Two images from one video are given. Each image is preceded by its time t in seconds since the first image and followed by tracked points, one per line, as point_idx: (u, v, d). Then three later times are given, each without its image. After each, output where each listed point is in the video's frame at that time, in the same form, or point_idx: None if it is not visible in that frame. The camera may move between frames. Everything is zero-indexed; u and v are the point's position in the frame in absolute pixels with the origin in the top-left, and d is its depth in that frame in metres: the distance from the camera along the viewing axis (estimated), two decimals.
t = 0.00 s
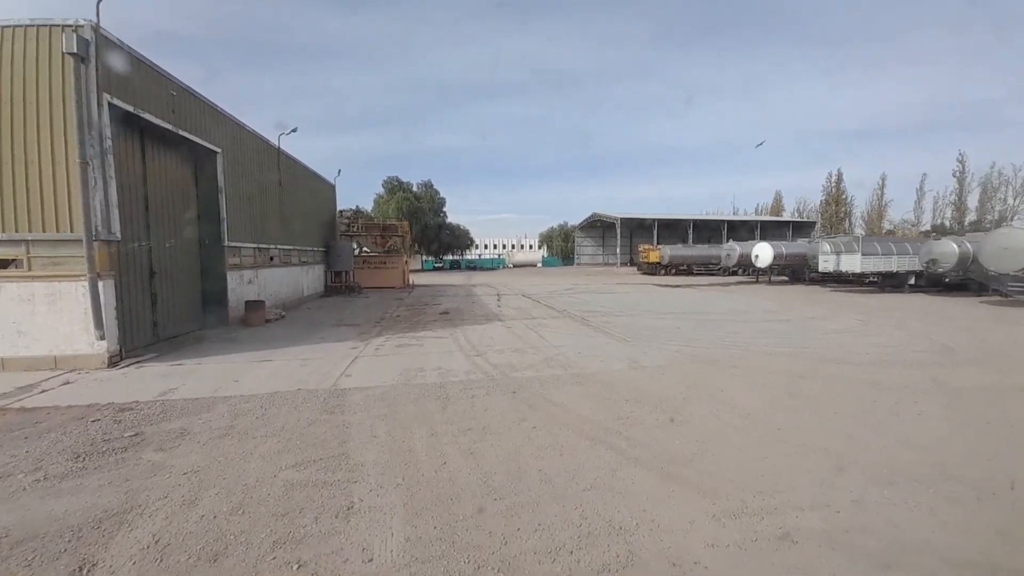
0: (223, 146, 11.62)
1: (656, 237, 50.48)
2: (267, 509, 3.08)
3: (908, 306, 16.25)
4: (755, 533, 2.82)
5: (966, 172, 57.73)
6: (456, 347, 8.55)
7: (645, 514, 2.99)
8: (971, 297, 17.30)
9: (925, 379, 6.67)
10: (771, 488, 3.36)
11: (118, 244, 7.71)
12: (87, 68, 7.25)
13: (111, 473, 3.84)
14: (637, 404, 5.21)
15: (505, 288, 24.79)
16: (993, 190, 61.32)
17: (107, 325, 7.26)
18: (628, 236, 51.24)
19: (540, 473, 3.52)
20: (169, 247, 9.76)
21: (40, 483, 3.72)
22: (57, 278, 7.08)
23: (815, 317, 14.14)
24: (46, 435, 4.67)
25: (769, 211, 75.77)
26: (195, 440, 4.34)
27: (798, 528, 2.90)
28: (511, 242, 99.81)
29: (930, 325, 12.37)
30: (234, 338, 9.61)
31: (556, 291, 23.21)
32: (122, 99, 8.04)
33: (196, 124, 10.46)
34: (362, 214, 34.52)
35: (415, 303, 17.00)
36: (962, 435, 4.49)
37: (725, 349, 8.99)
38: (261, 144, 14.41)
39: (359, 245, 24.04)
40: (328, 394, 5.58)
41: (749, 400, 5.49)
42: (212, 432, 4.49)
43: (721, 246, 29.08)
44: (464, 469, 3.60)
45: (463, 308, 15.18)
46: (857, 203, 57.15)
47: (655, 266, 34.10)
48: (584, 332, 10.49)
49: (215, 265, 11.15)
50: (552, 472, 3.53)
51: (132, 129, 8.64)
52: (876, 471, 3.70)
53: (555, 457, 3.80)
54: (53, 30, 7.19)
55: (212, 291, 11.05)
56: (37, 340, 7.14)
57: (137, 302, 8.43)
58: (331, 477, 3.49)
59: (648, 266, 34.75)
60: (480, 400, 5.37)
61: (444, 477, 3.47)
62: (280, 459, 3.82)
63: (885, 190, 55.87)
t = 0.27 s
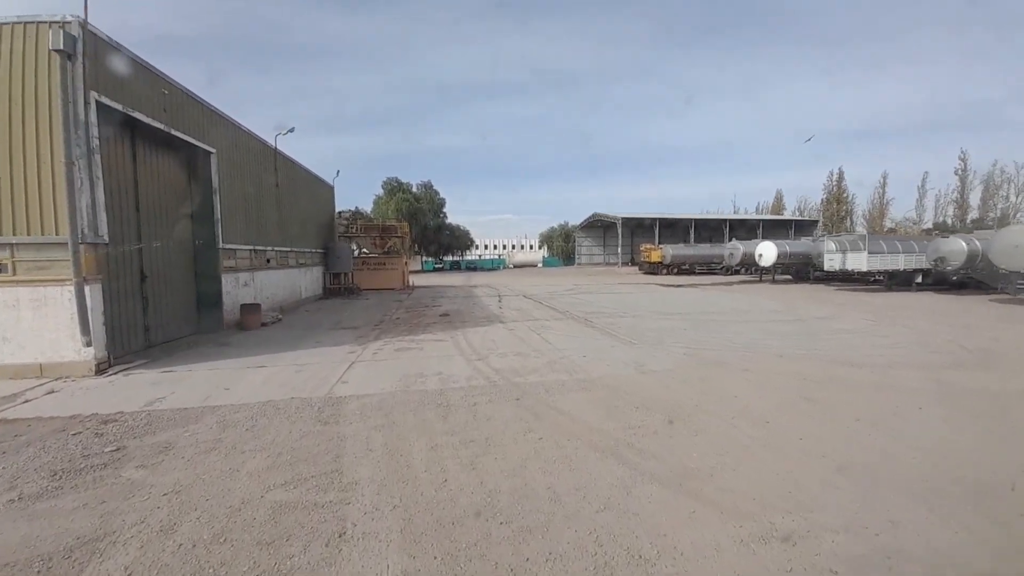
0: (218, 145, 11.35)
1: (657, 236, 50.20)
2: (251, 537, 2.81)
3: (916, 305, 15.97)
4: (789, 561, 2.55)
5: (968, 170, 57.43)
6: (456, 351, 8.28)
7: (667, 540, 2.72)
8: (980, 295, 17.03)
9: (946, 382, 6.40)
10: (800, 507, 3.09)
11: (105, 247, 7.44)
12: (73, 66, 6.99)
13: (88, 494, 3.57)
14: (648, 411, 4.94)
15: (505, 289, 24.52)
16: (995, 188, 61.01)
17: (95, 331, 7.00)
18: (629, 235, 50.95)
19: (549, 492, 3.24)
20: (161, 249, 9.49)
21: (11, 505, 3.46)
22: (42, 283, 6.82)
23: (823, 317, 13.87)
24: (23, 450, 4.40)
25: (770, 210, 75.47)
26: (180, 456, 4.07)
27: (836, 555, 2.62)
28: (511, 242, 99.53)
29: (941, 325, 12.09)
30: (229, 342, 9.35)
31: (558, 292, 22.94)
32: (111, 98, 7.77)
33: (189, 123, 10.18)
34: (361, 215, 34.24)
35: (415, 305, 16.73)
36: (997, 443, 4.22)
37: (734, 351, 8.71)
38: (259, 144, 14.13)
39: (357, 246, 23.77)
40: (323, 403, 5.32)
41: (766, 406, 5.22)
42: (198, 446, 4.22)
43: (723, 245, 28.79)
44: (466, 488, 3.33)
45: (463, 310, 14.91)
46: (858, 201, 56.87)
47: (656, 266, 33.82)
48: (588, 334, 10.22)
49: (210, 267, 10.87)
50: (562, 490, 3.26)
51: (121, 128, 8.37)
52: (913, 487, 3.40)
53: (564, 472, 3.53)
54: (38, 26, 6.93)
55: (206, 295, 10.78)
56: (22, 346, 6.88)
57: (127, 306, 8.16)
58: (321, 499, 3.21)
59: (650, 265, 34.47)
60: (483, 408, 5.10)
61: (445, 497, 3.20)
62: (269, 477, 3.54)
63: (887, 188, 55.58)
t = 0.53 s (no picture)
0: (214, 143, 11.09)
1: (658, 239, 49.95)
2: (229, 566, 2.54)
3: (925, 309, 15.72)
4: None
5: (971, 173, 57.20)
6: (457, 355, 8.02)
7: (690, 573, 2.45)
8: (989, 300, 16.76)
9: (968, 391, 6.14)
10: (833, 534, 2.83)
11: (93, 246, 7.18)
12: (62, 58, 6.74)
13: (60, 511, 3.30)
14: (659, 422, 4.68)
15: (506, 291, 24.26)
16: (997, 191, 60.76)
17: (82, 333, 6.74)
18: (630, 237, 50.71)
19: (558, 515, 2.98)
20: (154, 249, 9.23)
21: None
22: (28, 283, 6.57)
23: (830, 321, 13.61)
24: None
25: (772, 213, 75.21)
26: (161, 470, 3.79)
27: None
28: (512, 244, 99.28)
29: (952, 330, 11.83)
30: (223, 345, 9.10)
31: (559, 294, 22.68)
32: (102, 92, 7.52)
33: (185, 119, 9.93)
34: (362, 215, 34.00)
35: (415, 307, 16.48)
36: None
37: (743, 357, 8.45)
38: (257, 142, 13.86)
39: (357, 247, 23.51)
40: (317, 411, 5.05)
41: (783, 417, 4.95)
42: (181, 459, 3.95)
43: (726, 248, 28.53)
44: (468, 509, 3.06)
45: (464, 312, 14.65)
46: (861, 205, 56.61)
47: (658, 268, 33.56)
48: (592, 339, 9.96)
49: (204, 267, 10.60)
50: (572, 513, 2.99)
51: (113, 124, 8.12)
52: (953, 509, 3.14)
53: (574, 491, 3.27)
54: (27, 17, 6.68)
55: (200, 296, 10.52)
56: (7, 349, 6.62)
57: (117, 307, 7.90)
58: (309, 522, 2.94)
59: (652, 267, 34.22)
60: (485, 417, 4.84)
61: (445, 521, 2.93)
62: (254, 496, 3.28)
63: (889, 191, 55.34)
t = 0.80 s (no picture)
0: (211, 141, 10.84)
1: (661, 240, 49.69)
2: None
3: (934, 313, 15.44)
4: None
5: (975, 176, 56.88)
6: (459, 359, 7.77)
7: None
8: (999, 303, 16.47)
9: (992, 400, 5.87)
10: (872, 564, 2.57)
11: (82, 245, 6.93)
12: (51, 50, 6.49)
13: (27, 531, 3.04)
14: (672, 434, 4.42)
15: (508, 292, 24.01)
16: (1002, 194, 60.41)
17: (69, 335, 6.49)
18: (633, 239, 50.45)
19: (568, 541, 2.72)
20: (147, 248, 8.98)
21: None
22: (12, 283, 6.33)
23: (838, 324, 13.35)
24: None
25: (774, 215, 74.91)
26: (140, 485, 3.53)
27: None
28: (513, 245, 99.03)
29: (965, 334, 11.56)
30: (218, 347, 8.85)
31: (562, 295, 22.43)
32: (93, 85, 7.28)
33: (181, 116, 9.68)
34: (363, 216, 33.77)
35: (416, 308, 16.23)
36: None
37: (753, 362, 8.19)
38: (256, 140, 13.61)
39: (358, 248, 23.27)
40: (311, 419, 4.80)
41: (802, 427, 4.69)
42: (163, 473, 3.69)
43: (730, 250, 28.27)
44: (469, 533, 2.80)
45: (465, 314, 14.40)
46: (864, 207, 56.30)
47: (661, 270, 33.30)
48: (597, 342, 9.70)
49: (200, 267, 10.35)
50: (583, 539, 2.73)
51: (105, 119, 7.88)
52: (997, 533, 2.88)
53: (585, 512, 3.01)
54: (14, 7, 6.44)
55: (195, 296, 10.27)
56: None
57: (107, 308, 7.65)
58: (296, 548, 2.67)
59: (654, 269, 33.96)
60: (488, 427, 4.59)
61: (444, 547, 2.66)
62: (237, 517, 3.01)
63: (893, 193, 55.05)
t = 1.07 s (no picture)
0: (204, 143, 10.56)
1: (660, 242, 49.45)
2: None
3: (941, 314, 15.19)
4: None
5: (974, 176, 56.76)
6: (457, 367, 7.49)
7: None
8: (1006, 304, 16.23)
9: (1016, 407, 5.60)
10: None
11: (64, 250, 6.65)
12: (33, 47, 6.21)
13: None
14: (685, 448, 4.14)
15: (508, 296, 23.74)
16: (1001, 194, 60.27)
17: (50, 344, 6.21)
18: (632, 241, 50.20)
19: None
20: (136, 253, 8.69)
21: None
22: None
23: (845, 327, 13.09)
24: None
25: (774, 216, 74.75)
26: (112, 511, 3.25)
27: None
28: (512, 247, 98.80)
29: (975, 336, 11.30)
30: (209, 355, 8.58)
31: (562, 298, 22.16)
32: (78, 84, 6.99)
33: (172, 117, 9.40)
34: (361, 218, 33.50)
35: (414, 312, 15.95)
36: None
37: (762, 367, 7.92)
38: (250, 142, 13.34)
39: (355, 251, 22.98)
40: (301, 434, 4.53)
41: (821, 439, 4.42)
42: (138, 497, 3.40)
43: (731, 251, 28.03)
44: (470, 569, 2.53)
45: (464, 318, 14.13)
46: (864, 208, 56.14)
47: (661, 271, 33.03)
48: (599, 348, 9.43)
49: (191, 272, 10.06)
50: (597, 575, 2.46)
51: (91, 120, 7.60)
52: None
53: (597, 543, 2.73)
54: None
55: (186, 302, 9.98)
56: None
57: (92, 315, 7.36)
58: None
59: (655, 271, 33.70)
60: (489, 442, 4.31)
61: None
62: (213, 550, 2.72)
63: (892, 194, 54.90)
